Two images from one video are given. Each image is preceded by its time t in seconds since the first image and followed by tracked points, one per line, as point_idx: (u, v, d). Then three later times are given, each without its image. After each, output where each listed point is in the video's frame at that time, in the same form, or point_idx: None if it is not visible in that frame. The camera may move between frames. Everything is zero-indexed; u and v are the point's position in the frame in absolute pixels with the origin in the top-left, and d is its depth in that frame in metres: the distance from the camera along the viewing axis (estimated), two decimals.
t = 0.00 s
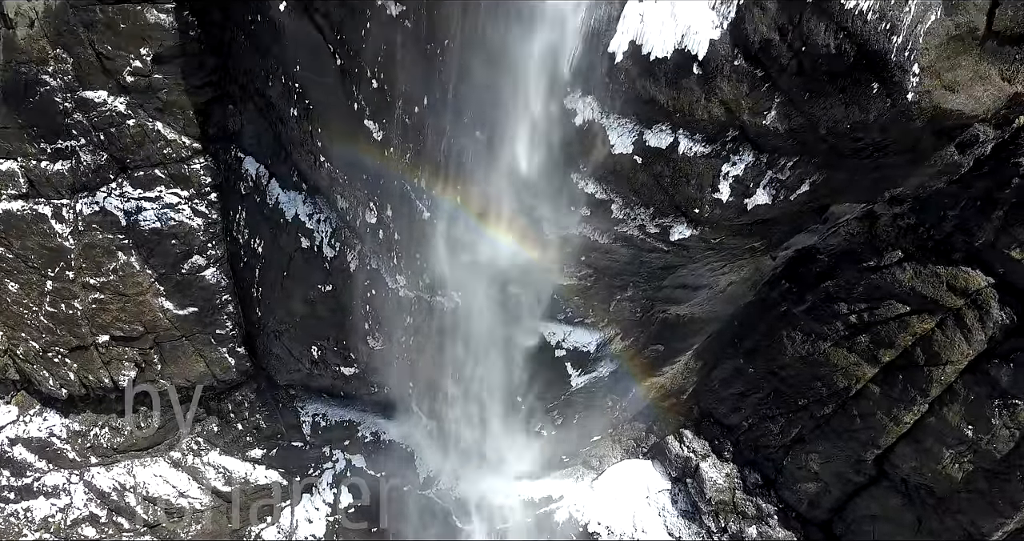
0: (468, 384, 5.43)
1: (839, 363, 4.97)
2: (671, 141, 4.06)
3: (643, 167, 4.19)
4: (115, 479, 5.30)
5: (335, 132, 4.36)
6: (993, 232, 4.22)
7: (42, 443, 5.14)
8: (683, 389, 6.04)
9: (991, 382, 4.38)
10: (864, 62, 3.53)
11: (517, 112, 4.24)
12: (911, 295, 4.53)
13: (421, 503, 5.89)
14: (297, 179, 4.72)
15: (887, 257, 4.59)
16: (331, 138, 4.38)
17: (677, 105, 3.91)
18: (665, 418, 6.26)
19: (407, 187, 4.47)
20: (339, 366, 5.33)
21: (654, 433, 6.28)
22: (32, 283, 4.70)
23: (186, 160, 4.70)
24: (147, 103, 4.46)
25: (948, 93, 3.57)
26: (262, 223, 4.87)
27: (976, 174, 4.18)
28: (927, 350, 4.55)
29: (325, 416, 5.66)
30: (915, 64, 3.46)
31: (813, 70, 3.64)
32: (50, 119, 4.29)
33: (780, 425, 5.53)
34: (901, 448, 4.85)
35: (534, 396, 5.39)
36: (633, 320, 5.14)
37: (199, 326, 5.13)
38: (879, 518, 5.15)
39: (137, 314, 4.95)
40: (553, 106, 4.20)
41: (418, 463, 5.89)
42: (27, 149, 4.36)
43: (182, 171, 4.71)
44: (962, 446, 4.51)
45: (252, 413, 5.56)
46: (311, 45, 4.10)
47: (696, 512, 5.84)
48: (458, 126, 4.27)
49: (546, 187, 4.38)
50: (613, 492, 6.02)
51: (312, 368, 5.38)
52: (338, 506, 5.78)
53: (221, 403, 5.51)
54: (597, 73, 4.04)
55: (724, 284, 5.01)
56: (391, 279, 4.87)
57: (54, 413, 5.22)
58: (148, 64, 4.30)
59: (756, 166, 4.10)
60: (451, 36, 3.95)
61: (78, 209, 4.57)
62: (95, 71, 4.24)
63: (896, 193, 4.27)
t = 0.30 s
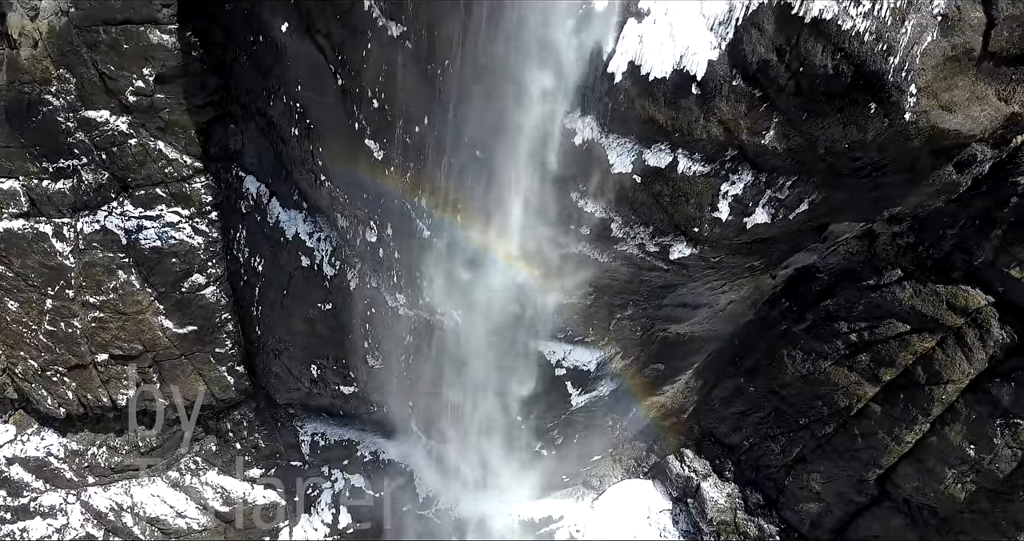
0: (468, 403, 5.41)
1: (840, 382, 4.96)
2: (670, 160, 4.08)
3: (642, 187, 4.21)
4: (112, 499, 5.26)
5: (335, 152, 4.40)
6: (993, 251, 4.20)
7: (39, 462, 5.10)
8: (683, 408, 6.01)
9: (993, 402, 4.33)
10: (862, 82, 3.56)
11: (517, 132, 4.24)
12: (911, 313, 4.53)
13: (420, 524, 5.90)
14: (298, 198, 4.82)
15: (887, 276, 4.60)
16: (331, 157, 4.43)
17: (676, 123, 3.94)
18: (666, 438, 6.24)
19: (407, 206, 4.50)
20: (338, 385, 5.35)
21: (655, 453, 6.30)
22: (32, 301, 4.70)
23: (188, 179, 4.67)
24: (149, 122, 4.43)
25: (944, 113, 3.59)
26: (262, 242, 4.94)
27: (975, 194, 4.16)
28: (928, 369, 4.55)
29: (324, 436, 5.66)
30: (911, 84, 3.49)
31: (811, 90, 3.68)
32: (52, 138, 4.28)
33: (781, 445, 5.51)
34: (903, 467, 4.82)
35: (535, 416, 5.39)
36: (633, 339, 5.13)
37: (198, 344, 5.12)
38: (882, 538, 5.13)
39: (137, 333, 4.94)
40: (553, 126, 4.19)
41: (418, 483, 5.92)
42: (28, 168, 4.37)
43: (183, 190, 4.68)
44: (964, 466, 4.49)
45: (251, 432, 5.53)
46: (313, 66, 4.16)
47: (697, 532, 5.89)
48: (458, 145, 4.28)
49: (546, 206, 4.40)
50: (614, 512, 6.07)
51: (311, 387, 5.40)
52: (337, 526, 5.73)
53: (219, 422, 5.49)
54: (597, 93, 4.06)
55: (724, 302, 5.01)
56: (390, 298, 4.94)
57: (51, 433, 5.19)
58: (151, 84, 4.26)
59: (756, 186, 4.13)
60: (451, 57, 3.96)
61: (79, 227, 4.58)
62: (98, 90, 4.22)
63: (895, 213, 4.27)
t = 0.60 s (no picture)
0: (468, 418, 5.48)
1: (840, 400, 4.93)
2: (669, 180, 4.13)
3: (643, 206, 4.25)
4: (109, 519, 5.22)
5: (335, 171, 4.40)
6: (993, 270, 4.22)
7: (36, 482, 5.12)
8: (686, 427, 5.89)
9: (995, 420, 4.39)
10: (862, 102, 3.62)
11: (516, 151, 4.38)
12: (911, 332, 4.59)
13: None
14: (298, 217, 4.76)
15: (887, 294, 4.62)
16: (332, 177, 4.42)
17: (677, 143, 4.00)
18: (669, 456, 6.08)
19: (407, 225, 4.53)
20: (337, 405, 5.27)
21: (656, 473, 6.14)
22: (31, 319, 4.72)
23: (188, 198, 4.62)
24: (150, 141, 4.42)
25: (943, 133, 3.61)
26: (263, 260, 4.90)
27: (971, 213, 4.18)
28: (930, 388, 4.59)
29: (323, 455, 5.56)
30: (910, 104, 3.54)
31: (809, 109, 3.73)
32: (56, 158, 4.36)
33: (782, 465, 5.43)
34: (906, 488, 4.79)
35: (535, 435, 5.42)
36: (632, 358, 5.10)
37: (197, 364, 5.08)
38: None
39: (136, 352, 4.94)
40: (552, 146, 4.34)
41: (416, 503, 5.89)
42: (30, 188, 4.42)
43: (184, 210, 4.64)
44: (967, 486, 4.51)
45: (250, 452, 5.46)
46: (314, 84, 4.12)
47: None
48: (459, 164, 4.38)
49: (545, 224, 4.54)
50: (614, 534, 5.95)
51: (310, 406, 5.31)
52: None
53: (219, 441, 5.41)
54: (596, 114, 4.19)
55: (725, 321, 4.99)
56: (390, 317, 4.90)
57: (49, 452, 5.19)
58: (153, 103, 4.29)
59: (754, 205, 4.13)
60: (453, 78, 4.08)
61: (80, 246, 4.60)
62: (101, 111, 4.28)
63: (894, 232, 4.27)
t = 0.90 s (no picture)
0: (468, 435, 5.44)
1: (842, 421, 4.89)
2: (669, 199, 4.13)
3: (643, 226, 4.25)
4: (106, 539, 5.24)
5: (336, 189, 4.42)
6: (993, 289, 4.27)
7: (33, 502, 5.04)
8: (686, 446, 5.89)
9: (998, 441, 4.43)
10: (861, 122, 3.63)
11: (517, 170, 4.35)
12: (912, 351, 4.57)
13: None
14: (298, 234, 4.75)
15: (888, 313, 4.61)
16: (334, 195, 4.45)
17: (677, 163, 4.01)
18: (670, 476, 6.07)
19: (408, 243, 4.50)
20: (337, 423, 5.27)
21: (657, 492, 6.14)
22: (30, 338, 4.71)
23: (190, 217, 4.65)
24: (153, 160, 4.47)
25: (942, 153, 3.63)
26: (263, 279, 4.91)
27: (971, 232, 4.21)
28: (931, 407, 4.59)
29: (321, 475, 5.51)
30: (908, 124, 3.55)
31: (808, 129, 3.75)
32: (58, 176, 4.36)
33: (784, 485, 5.39)
34: (909, 508, 4.85)
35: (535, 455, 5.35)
36: (632, 378, 5.09)
37: (198, 382, 5.10)
38: None
39: (136, 371, 4.94)
40: (554, 166, 4.28)
41: (415, 522, 5.88)
42: (32, 207, 4.42)
43: (185, 228, 4.66)
44: (971, 506, 4.59)
45: (247, 467, 5.43)
46: (317, 104, 4.18)
47: None
48: (460, 183, 4.38)
49: (546, 242, 4.49)
50: None
51: (309, 426, 5.32)
52: None
53: (218, 460, 5.43)
54: (598, 132, 4.14)
55: (725, 340, 4.96)
56: (390, 335, 4.86)
57: (46, 471, 5.12)
58: (155, 123, 4.35)
59: (754, 224, 4.14)
60: (455, 97, 4.08)
61: (81, 265, 4.61)
62: (103, 130, 4.32)
63: (894, 251, 4.26)
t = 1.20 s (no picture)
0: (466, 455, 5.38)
1: (844, 440, 4.90)
2: (668, 218, 4.15)
3: (643, 245, 4.26)
4: None
5: (338, 208, 4.45)
6: (993, 307, 4.27)
7: (30, 522, 5.06)
8: (688, 467, 5.87)
9: (1001, 460, 4.41)
10: (859, 141, 3.63)
11: (517, 189, 4.35)
12: (912, 370, 4.58)
13: None
14: (298, 253, 4.73)
15: (888, 332, 4.61)
16: (334, 214, 4.46)
17: (676, 183, 4.02)
18: (671, 496, 6.00)
19: (408, 262, 4.51)
20: (337, 443, 5.24)
21: (658, 513, 6.01)
22: (30, 357, 4.71)
23: (190, 236, 4.68)
24: (154, 180, 4.50)
25: (939, 172, 3.63)
26: (263, 297, 4.88)
27: (971, 251, 4.21)
28: (933, 427, 4.57)
29: (320, 495, 5.52)
30: (905, 143, 3.57)
31: (806, 148, 3.76)
32: (60, 196, 4.40)
33: (786, 505, 5.38)
34: (912, 528, 4.80)
35: (535, 473, 5.38)
36: (633, 398, 5.07)
37: (197, 401, 5.10)
38: None
39: (135, 390, 4.93)
40: (554, 185, 4.31)
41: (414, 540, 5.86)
42: (34, 225, 4.45)
43: (186, 247, 4.69)
44: (974, 527, 4.54)
45: (245, 491, 5.47)
46: (319, 124, 4.23)
47: None
48: (461, 202, 4.36)
49: (545, 262, 4.50)
50: None
51: (308, 444, 5.28)
52: None
53: (216, 483, 5.45)
54: (597, 152, 4.17)
55: (726, 359, 4.96)
56: (390, 354, 4.86)
57: (43, 491, 5.15)
58: (157, 142, 4.37)
59: (755, 242, 4.16)
60: (456, 117, 4.08)
61: (82, 283, 4.63)
62: (105, 149, 4.34)
63: (893, 270, 4.27)
